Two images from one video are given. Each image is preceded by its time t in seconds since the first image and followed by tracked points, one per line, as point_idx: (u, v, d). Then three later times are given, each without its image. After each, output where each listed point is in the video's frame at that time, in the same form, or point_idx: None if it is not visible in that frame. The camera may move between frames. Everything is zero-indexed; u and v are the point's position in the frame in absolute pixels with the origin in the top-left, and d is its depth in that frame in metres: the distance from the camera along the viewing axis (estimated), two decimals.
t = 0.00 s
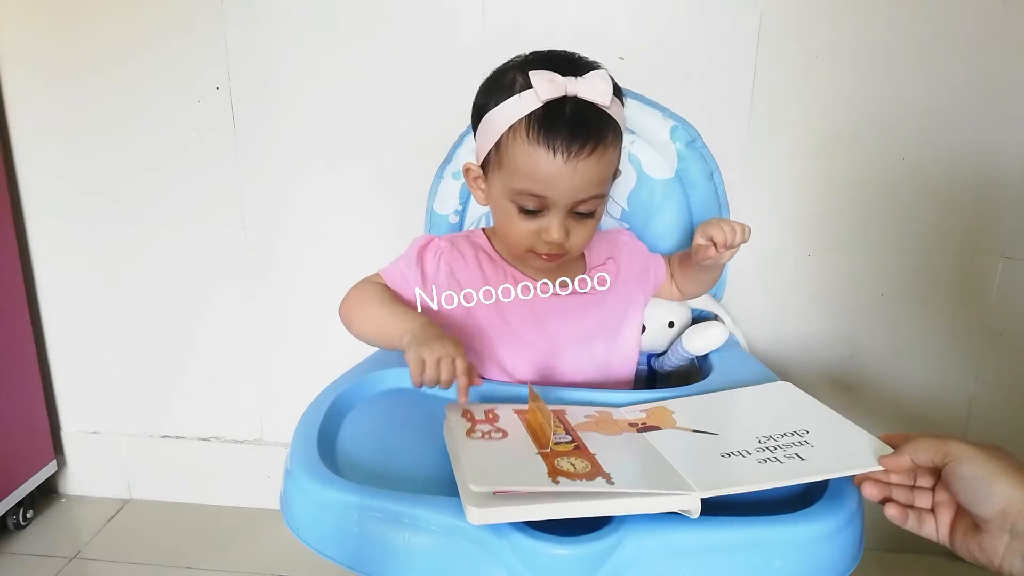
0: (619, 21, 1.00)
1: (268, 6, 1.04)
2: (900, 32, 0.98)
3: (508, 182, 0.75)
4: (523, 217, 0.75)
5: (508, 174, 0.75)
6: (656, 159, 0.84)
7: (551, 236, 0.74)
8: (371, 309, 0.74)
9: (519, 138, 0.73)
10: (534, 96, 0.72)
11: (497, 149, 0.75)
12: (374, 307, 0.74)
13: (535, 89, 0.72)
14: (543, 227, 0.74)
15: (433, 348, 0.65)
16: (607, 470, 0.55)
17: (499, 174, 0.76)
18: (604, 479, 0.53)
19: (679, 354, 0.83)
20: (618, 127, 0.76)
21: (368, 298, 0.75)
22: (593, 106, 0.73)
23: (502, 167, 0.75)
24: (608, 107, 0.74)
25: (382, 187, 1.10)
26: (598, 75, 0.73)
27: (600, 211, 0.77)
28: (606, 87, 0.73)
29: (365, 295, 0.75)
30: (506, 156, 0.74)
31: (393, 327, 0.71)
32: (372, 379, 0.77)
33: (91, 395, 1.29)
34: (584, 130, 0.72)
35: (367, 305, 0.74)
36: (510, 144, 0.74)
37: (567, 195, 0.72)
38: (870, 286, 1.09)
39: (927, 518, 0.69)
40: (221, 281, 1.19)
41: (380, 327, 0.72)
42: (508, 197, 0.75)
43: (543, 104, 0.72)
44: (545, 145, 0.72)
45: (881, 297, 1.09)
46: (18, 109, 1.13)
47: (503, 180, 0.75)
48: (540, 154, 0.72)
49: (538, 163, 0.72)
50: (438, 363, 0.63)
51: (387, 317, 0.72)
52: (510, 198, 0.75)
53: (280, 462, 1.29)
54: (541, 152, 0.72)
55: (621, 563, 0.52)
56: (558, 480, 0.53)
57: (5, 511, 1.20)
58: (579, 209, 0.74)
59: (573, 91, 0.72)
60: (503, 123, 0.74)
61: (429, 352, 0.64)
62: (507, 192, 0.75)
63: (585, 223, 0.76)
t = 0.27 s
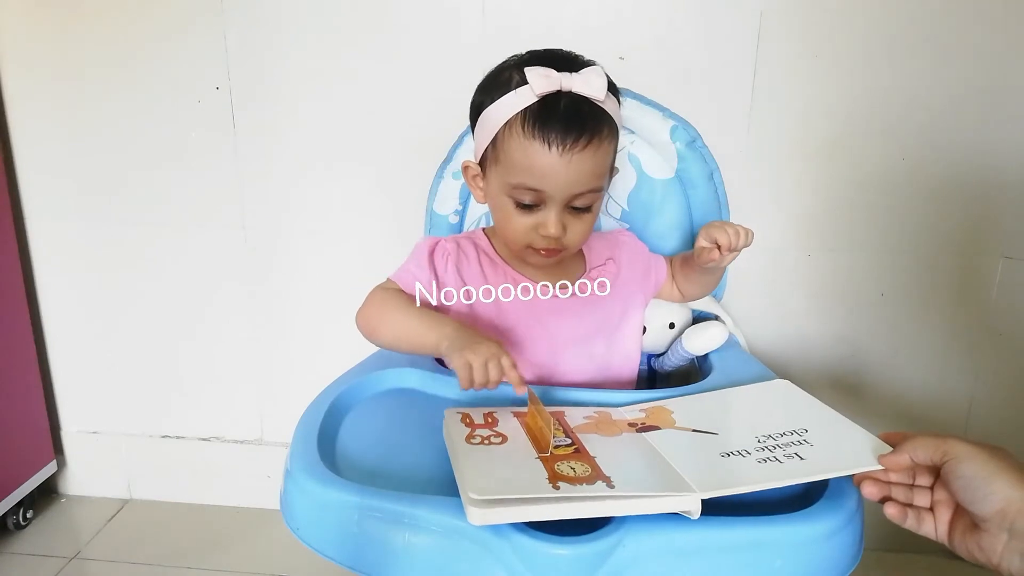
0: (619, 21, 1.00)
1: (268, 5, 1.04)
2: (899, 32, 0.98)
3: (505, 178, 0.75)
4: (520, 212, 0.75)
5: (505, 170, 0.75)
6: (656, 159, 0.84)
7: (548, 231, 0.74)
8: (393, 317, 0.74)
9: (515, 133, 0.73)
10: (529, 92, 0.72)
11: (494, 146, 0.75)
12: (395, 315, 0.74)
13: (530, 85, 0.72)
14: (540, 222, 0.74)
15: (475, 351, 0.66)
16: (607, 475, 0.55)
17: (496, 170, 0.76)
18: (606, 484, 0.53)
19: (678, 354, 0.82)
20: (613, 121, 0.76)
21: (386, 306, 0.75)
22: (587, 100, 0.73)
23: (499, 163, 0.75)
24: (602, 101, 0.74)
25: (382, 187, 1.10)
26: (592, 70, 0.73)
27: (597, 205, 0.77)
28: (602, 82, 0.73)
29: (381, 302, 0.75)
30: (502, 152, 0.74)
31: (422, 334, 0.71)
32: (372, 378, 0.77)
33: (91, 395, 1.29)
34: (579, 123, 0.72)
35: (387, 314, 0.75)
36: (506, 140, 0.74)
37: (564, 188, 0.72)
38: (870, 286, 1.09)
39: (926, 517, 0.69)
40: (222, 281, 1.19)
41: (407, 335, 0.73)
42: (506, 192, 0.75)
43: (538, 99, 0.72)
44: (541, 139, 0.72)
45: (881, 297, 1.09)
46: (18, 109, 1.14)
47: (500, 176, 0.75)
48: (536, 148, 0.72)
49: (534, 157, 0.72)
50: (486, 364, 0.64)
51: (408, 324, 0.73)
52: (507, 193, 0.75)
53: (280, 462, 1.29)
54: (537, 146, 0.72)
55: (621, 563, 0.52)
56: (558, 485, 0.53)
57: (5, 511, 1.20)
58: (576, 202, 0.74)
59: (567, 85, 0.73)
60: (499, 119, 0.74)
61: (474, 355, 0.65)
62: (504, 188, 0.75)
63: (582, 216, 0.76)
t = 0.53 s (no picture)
0: (619, 21, 0.99)
1: (268, 5, 1.04)
2: (899, 32, 0.98)
3: (509, 176, 0.75)
4: (524, 210, 0.75)
5: (509, 168, 0.75)
6: (656, 159, 0.84)
7: (552, 228, 0.74)
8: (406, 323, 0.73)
9: (518, 130, 0.73)
10: (532, 90, 0.72)
11: (497, 144, 0.75)
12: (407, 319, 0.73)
13: (533, 83, 0.72)
14: (544, 220, 0.74)
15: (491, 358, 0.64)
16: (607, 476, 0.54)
17: (499, 168, 0.76)
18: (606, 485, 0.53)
19: (679, 354, 0.82)
20: (616, 119, 0.76)
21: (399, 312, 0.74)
22: (590, 97, 0.73)
23: (502, 161, 0.75)
24: (605, 100, 0.74)
25: (383, 187, 1.10)
26: (594, 68, 0.73)
27: (601, 203, 0.77)
28: (603, 79, 0.73)
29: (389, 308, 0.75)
30: (505, 149, 0.74)
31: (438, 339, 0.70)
32: (372, 379, 0.77)
33: (91, 395, 1.29)
34: (582, 120, 0.72)
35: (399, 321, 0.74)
36: (509, 137, 0.74)
37: (568, 186, 0.72)
38: (870, 286, 1.09)
39: (926, 521, 0.68)
40: (222, 281, 1.19)
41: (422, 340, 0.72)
42: (509, 191, 0.75)
43: (541, 97, 0.72)
44: (544, 136, 0.72)
45: (881, 296, 1.09)
46: (18, 109, 1.13)
47: (504, 174, 0.75)
48: (539, 145, 0.72)
49: (537, 155, 0.72)
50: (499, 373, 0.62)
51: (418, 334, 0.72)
52: (511, 191, 0.75)
53: (280, 463, 1.29)
54: (540, 143, 0.72)
55: (621, 563, 0.52)
56: (558, 487, 0.53)
57: (5, 511, 1.20)
58: (580, 200, 0.74)
59: (570, 83, 0.73)
60: (503, 118, 0.74)
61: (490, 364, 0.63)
62: (507, 186, 0.75)
63: (586, 214, 0.76)
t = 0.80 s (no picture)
0: (619, 21, 0.99)
1: (268, 5, 1.04)
2: (899, 32, 0.98)
3: (509, 179, 0.75)
4: (524, 214, 0.75)
5: (509, 171, 0.75)
6: (656, 159, 0.84)
7: (550, 233, 0.74)
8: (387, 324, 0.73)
9: (519, 134, 0.73)
10: (535, 94, 0.72)
11: (499, 146, 0.76)
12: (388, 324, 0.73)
13: (537, 86, 0.72)
14: (543, 224, 0.74)
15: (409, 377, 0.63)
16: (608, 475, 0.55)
17: (500, 170, 0.76)
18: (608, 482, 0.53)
19: (679, 354, 0.82)
20: (620, 125, 0.75)
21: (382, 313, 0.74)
22: (594, 103, 0.73)
23: (503, 163, 0.75)
24: (610, 106, 0.74)
25: (382, 187, 1.10)
26: (600, 75, 0.73)
27: (601, 209, 0.77)
28: (609, 86, 0.72)
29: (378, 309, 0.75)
30: (506, 152, 0.74)
31: (404, 337, 0.70)
32: (371, 378, 0.77)
33: (91, 395, 1.29)
34: (583, 126, 0.72)
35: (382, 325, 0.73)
36: (511, 140, 0.74)
37: (566, 192, 0.72)
38: (870, 286, 1.09)
39: (927, 524, 0.68)
40: (222, 281, 1.19)
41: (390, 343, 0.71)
42: (509, 194, 0.76)
43: (543, 101, 0.72)
44: (544, 141, 0.72)
45: (881, 296, 1.09)
46: (18, 109, 1.14)
47: (504, 177, 0.75)
48: (539, 151, 0.72)
49: (537, 159, 0.72)
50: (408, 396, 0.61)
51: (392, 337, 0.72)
52: (511, 194, 0.75)
53: (280, 462, 1.29)
54: (540, 148, 0.72)
55: (621, 563, 0.52)
56: (558, 485, 0.53)
57: (5, 511, 1.20)
58: (579, 206, 0.74)
59: (573, 87, 0.72)
60: (506, 120, 0.74)
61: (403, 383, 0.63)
62: (507, 189, 0.76)
63: (585, 220, 0.76)
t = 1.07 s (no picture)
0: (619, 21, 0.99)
1: (268, 4, 1.04)
2: (899, 32, 0.98)
3: (503, 178, 0.75)
4: (518, 214, 0.75)
5: (503, 170, 0.75)
6: (656, 159, 0.84)
7: (544, 233, 0.74)
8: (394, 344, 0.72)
9: (514, 134, 0.73)
10: (529, 94, 0.72)
11: (494, 146, 0.76)
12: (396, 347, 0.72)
13: (531, 86, 0.72)
14: (537, 224, 0.74)
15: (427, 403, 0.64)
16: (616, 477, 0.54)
17: (495, 170, 0.76)
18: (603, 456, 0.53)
19: (678, 354, 0.82)
20: (615, 125, 0.75)
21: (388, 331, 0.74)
22: (588, 104, 0.73)
23: (498, 163, 0.75)
24: (604, 106, 0.74)
25: (383, 187, 1.10)
26: (595, 74, 0.73)
27: (596, 209, 0.77)
28: (603, 86, 0.72)
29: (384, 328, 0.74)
30: (501, 152, 0.75)
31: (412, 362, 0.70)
32: (371, 379, 0.77)
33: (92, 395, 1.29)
34: (577, 126, 0.72)
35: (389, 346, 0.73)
36: (505, 140, 0.74)
37: (560, 192, 0.72)
38: (870, 286, 1.09)
39: (929, 526, 0.68)
40: (222, 282, 1.19)
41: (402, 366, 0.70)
42: (504, 193, 0.76)
43: (537, 101, 0.72)
44: (538, 141, 0.72)
45: (881, 296, 1.09)
46: (18, 109, 1.14)
47: (499, 176, 0.75)
48: (533, 150, 0.72)
49: (531, 159, 0.72)
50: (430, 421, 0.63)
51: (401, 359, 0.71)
52: (505, 194, 0.75)
53: (280, 462, 1.29)
54: (534, 148, 0.72)
55: (621, 563, 0.52)
56: (557, 486, 0.53)
57: (5, 511, 1.20)
58: (573, 206, 0.74)
59: (568, 88, 0.72)
60: (500, 120, 0.74)
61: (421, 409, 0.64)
62: (501, 189, 0.76)
63: (580, 220, 0.75)
